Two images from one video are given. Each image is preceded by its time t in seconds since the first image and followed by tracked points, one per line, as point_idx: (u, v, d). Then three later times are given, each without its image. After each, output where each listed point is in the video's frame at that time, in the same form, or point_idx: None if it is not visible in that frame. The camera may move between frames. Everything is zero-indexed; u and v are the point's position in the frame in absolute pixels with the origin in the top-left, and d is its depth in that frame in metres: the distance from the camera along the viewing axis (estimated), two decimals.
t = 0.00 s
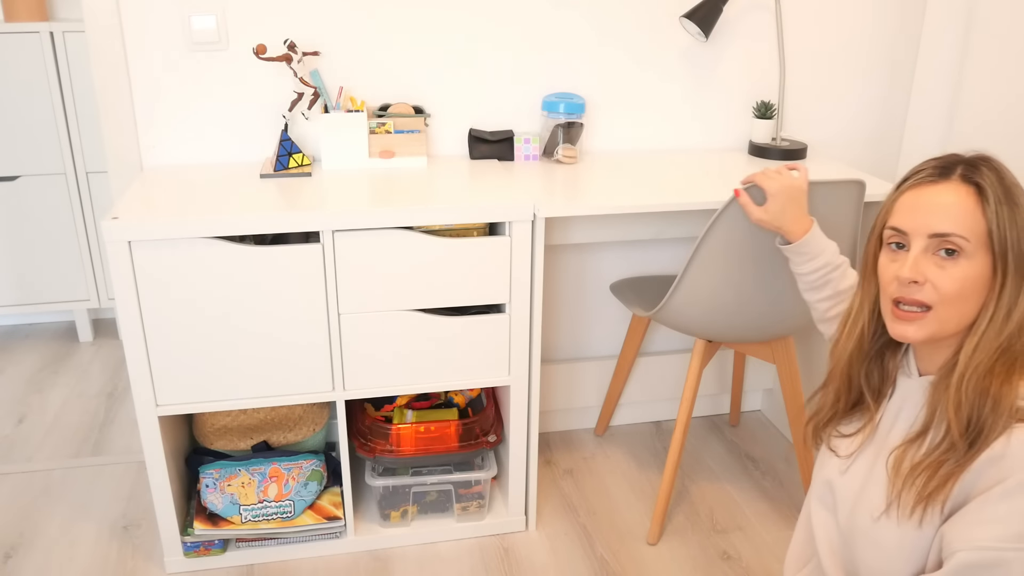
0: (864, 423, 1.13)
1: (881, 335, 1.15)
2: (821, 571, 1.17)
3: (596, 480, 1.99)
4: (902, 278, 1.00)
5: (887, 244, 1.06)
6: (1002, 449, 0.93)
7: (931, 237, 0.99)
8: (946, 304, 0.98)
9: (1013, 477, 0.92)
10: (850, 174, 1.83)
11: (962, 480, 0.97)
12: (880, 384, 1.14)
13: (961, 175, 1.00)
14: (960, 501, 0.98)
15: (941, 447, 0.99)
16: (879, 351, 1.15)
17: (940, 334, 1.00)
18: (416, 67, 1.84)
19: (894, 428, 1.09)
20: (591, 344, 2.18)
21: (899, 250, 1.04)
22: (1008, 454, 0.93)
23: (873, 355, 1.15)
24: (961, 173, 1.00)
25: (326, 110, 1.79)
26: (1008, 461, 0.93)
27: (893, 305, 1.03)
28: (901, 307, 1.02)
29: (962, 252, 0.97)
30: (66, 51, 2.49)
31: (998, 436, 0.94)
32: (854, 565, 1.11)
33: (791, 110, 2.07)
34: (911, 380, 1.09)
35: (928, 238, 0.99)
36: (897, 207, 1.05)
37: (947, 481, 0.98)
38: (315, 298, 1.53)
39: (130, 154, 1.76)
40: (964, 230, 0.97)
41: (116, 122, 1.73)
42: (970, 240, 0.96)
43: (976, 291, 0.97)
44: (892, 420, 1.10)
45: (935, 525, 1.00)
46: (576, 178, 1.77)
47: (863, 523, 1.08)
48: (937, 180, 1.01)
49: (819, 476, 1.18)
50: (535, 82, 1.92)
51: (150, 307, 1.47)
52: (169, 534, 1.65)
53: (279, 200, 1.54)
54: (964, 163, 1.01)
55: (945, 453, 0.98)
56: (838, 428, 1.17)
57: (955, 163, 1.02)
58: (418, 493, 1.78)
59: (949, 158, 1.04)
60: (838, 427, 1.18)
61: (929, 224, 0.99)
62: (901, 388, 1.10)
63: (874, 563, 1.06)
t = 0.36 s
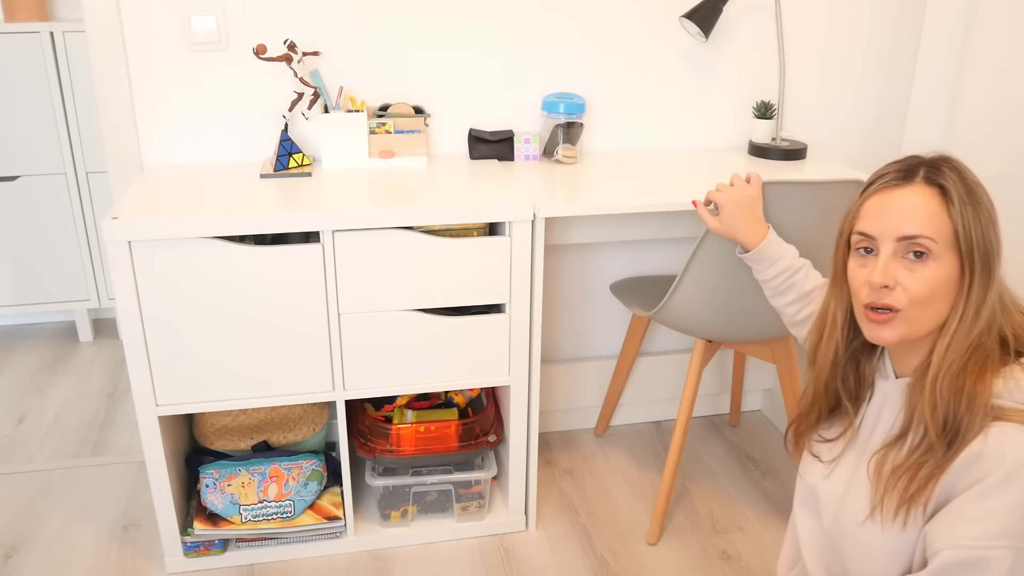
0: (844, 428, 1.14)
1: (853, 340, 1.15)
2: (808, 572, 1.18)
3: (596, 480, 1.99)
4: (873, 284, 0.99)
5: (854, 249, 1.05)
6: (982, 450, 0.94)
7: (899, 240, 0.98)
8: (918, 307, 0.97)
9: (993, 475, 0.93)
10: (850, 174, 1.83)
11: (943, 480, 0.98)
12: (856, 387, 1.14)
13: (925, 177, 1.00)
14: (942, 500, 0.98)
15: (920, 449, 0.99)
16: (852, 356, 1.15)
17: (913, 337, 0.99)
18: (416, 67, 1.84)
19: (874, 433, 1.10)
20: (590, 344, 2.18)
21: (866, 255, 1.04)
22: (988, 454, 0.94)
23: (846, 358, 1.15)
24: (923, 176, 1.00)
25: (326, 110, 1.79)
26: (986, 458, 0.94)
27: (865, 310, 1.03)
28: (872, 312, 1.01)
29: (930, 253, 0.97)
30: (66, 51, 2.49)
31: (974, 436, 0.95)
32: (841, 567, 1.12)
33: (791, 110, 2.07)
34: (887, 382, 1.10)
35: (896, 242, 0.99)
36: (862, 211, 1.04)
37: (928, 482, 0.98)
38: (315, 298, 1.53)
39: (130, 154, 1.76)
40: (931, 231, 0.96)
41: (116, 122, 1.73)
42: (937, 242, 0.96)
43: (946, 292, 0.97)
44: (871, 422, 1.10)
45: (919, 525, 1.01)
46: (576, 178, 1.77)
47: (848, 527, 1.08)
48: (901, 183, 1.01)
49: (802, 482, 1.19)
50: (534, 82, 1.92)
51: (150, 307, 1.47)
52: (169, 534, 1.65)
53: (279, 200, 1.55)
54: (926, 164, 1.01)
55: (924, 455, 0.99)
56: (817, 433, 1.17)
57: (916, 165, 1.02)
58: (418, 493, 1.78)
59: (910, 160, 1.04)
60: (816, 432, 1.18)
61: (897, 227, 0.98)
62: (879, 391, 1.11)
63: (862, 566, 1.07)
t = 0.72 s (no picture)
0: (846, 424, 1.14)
1: (859, 338, 1.15)
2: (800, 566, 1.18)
3: (596, 480, 1.99)
4: (878, 286, 1.00)
5: (861, 250, 1.05)
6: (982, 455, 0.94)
7: (904, 241, 0.98)
8: (924, 308, 0.98)
9: (991, 481, 0.93)
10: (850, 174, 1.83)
11: (941, 480, 0.98)
12: (860, 384, 1.14)
13: (929, 176, 0.99)
14: (940, 500, 0.99)
15: (919, 448, 1.00)
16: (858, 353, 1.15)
17: (920, 338, 1.00)
18: (416, 67, 1.84)
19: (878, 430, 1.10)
20: (591, 344, 2.18)
21: (872, 256, 1.04)
22: (987, 458, 0.94)
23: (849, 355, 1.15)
24: (928, 174, 1.00)
25: (326, 110, 1.79)
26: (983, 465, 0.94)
27: (871, 312, 1.03)
28: (878, 314, 1.02)
29: (935, 254, 0.97)
30: (66, 51, 2.49)
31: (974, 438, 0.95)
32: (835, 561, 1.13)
33: (791, 110, 2.07)
34: (895, 379, 1.10)
35: (901, 243, 0.99)
36: (867, 212, 1.04)
37: (926, 481, 0.98)
38: (315, 298, 1.53)
39: (130, 154, 1.76)
40: (935, 231, 0.96)
41: (116, 122, 1.73)
42: (942, 242, 0.96)
43: (951, 292, 0.97)
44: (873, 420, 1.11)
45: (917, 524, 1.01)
46: (576, 178, 1.77)
47: (845, 522, 1.09)
48: (905, 182, 1.01)
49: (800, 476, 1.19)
50: (535, 82, 1.92)
51: (150, 307, 1.47)
52: (169, 534, 1.65)
53: (279, 200, 1.54)
54: (930, 162, 1.01)
55: (923, 454, 0.99)
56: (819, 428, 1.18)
57: (922, 163, 1.02)
58: (418, 493, 1.78)
59: (915, 158, 1.04)
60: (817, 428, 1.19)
61: (902, 228, 0.98)
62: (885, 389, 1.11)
63: (856, 561, 1.08)
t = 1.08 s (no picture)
0: (904, 449, 1.10)
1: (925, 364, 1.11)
2: None
3: (596, 480, 1.99)
4: (942, 308, 0.98)
5: (924, 272, 1.03)
6: None
7: (971, 262, 0.96)
8: (991, 332, 0.96)
9: None
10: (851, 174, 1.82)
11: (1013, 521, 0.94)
12: (922, 411, 1.10)
13: (999, 196, 0.97)
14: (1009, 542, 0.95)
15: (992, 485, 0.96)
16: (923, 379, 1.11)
17: (989, 363, 0.97)
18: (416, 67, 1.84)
19: (937, 459, 1.05)
20: (591, 344, 2.17)
21: (937, 278, 1.02)
22: None
23: (912, 384, 1.12)
24: (998, 193, 0.98)
25: (326, 110, 1.79)
26: None
27: (936, 335, 1.01)
28: (944, 338, 1.00)
29: (1004, 276, 0.95)
30: (66, 51, 2.49)
31: None
32: None
33: (791, 110, 2.07)
34: (963, 408, 1.06)
35: (967, 264, 0.97)
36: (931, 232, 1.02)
37: (996, 520, 0.94)
38: (315, 298, 1.52)
39: (129, 154, 1.76)
40: (1003, 252, 0.94)
41: (115, 122, 1.73)
42: (1011, 263, 0.94)
43: None
44: (933, 449, 1.06)
45: (977, 562, 0.97)
46: (576, 178, 1.76)
47: (893, 549, 1.05)
48: (972, 202, 0.99)
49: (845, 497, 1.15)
50: (535, 82, 1.91)
51: (150, 307, 1.47)
52: (169, 534, 1.64)
53: (279, 200, 1.54)
54: (1000, 182, 0.99)
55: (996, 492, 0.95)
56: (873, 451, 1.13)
57: (992, 182, 1.00)
58: (418, 493, 1.77)
59: (983, 177, 1.01)
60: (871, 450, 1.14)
61: (967, 248, 0.96)
62: (948, 418, 1.07)
63: None
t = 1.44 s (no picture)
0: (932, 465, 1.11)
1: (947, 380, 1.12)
2: None
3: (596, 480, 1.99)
4: (954, 313, 0.98)
5: (934, 280, 1.04)
6: None
7: (980, 263, 0.97)
8: (1004, 335, 0.96)
9: None
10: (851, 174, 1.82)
11: None
12: (950, 427, 1.11)
13: (1003, 198, 0.98)
14: None
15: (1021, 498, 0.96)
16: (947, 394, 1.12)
17: (1006, 370, 0.97)
18: (416, 67, 1.84)
19: (967, 474, 1.06)
20: (591, 344, 2.17)
21: (948, 285, 1.02)
22: None
23: (938, 402, 1.12)
24: (1002, 196, 0.99)
25: (326, 110, 1.79)
26: None
27: (950, 344, 1.01)
28: (959, 347, 0.99)
29: (1014, 276, 0.95)
30: (66, 51, 2.49)
31: None
32: None
33: (791, 110, 2.07)
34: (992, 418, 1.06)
35: (977, 266, 0.97)
36: (938, 239, 1.03)
37: None
38: (314, 298, 1.53)
39: (129, 154, 1.76)
40: (1013, 251, 0.95)
41: (115, 122, 1.73)
42: (1020, 263, 0.94)
43: None
44: (964, 464, 1.07)
45: None
46: (576, 178, 1.76)
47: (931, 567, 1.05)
48: (976, 205, 1.00)
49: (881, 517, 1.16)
50: (535, 82, 1.91)
51: (150, 306, 1.47)
52: (169, 534, 1.64)
53: (279, 200, 1.54)
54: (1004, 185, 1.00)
55: None
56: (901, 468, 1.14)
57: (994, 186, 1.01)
58: (418, 493, 1.78)
59: (986, 182, 1.03)
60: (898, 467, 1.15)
61: (977, 250, 0.97)
62: (976, 431, 1.07)
63: None
